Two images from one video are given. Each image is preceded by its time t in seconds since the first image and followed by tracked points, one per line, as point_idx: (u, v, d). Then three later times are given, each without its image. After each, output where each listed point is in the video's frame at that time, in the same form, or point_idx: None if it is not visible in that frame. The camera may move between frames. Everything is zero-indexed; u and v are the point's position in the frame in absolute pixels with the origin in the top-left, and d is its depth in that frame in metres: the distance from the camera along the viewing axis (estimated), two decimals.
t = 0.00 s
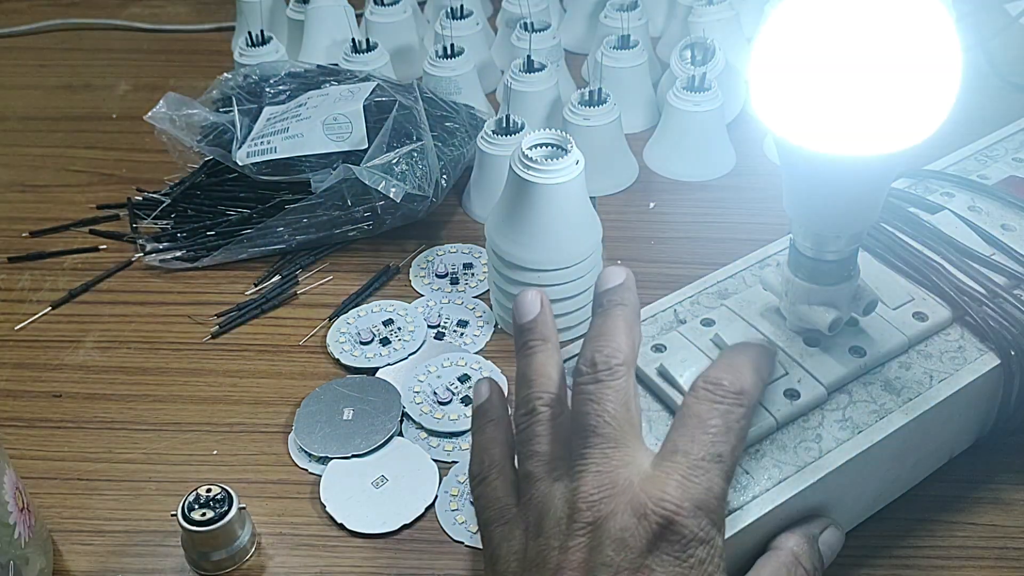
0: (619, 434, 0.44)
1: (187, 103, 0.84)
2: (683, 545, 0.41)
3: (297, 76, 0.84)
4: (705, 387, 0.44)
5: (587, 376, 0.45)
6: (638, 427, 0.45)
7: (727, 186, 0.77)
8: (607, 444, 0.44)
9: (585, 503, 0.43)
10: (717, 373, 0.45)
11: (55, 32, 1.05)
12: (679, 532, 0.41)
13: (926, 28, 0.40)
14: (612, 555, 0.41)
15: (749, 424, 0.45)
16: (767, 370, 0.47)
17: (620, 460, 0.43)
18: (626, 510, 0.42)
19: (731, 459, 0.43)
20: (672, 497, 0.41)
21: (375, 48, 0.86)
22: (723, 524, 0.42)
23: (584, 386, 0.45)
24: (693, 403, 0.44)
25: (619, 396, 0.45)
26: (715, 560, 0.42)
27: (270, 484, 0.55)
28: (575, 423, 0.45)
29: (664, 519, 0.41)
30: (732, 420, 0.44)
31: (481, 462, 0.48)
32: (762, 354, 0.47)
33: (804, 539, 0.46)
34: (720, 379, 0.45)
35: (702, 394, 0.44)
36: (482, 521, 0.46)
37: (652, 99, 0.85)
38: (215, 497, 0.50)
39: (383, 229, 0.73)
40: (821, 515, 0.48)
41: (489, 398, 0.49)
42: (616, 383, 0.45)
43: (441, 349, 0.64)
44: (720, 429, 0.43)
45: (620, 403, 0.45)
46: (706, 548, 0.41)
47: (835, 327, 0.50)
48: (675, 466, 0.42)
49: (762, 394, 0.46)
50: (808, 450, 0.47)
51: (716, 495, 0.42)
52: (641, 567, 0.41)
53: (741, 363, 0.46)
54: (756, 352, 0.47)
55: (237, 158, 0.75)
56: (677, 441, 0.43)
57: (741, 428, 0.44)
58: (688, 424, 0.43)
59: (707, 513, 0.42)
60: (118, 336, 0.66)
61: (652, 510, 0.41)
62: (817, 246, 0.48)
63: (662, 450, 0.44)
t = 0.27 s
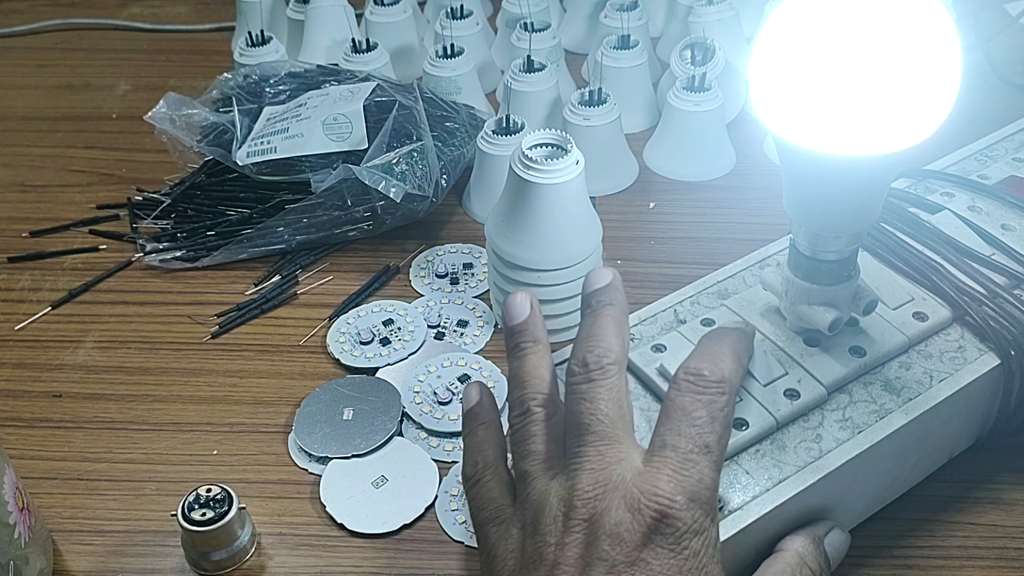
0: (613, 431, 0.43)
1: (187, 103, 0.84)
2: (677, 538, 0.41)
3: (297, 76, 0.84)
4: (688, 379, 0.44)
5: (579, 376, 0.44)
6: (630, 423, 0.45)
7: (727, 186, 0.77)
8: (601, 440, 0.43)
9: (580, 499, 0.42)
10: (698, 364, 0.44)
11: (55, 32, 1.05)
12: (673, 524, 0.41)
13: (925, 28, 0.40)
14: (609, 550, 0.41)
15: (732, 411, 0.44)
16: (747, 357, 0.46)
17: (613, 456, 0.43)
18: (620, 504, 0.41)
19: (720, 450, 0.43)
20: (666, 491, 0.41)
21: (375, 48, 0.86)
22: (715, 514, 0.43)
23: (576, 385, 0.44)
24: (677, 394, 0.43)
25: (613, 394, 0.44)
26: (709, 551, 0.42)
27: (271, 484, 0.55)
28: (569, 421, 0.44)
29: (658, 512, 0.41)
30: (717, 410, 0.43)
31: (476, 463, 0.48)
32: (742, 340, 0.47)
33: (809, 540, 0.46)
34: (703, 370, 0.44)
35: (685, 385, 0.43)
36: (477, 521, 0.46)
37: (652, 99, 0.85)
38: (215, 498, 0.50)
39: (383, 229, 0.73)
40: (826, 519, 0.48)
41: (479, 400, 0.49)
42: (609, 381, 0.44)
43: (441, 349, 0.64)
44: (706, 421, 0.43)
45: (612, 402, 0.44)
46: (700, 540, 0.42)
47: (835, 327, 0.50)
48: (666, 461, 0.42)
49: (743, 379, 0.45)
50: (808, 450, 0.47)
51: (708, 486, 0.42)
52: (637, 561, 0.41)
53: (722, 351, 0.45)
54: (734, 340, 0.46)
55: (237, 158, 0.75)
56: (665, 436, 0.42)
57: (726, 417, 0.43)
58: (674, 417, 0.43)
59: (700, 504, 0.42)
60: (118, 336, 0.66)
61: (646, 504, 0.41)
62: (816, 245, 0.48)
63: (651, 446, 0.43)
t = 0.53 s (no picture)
0: (613, 429, 0.43)
1: (186, 103, 0.84)
2: (675, 532, 0.41)
3: (297, 76, 0.84)
4: (688, 376, 0.44)
5: (583, 377, 0.45)
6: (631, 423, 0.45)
7: (727, 186, 0.77)
8: (600, 437, 0.43)
9: (578, 492, 0.42)
10: (698, 362, 0.44)
11: (55, 32, 1.05)
12: (671, 518, 0.40)
13: (925, 29, 0.40)
14: (606, 544, 0.40)
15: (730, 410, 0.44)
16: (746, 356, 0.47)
17: (613, 452, 0.42)
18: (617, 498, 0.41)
19: (718, 446, 0.43)
20: (664, 485, 0.41)
21: (375, 48, 0.86)
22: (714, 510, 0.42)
23: (580, 385, 0.45)
24: (677, 391, 0.43)
25: (614, 394, 0.44)
26: (707, 546, 0.41)
27: (271, 484, 0.55)
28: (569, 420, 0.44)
29: (656, 506, 0.40)
30: (716, 407, 0.43)
31: (477, 464, 0.47)
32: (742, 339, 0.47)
33: (811, 535, 0.46)
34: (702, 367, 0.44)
35: (684, 383, 0.44)
36: (477, 519, 0.46)
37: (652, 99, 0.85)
38: (215, 497, 0.50)
39: (383, 229, 0.73)
40: (827, 514, 0.48)
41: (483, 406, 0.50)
42: (612, 382, 0.44)
43: (441, 349, 0.64)
44: (704, 418, 0.43)
45: (614, 401, 0.44)
46: (697, 535, 0.41)
47: (835, 327, 0.50)
48: (664, 457, 0.42)
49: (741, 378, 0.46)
50: (808, 450, 0.47)
51: (705, 481, 0.41)
52: (634, 555, 0.40)
53: (722, 349, 0.45)
54: (734, 337, 0.47)
55: (237, 158, 0.75)
56: (663, 432, 0.42)
57: (725, 414, 0.43)
58: (672, 413, 0.43)
59: (697, 498, 0.41)
60: (118, 336, 0.66)
61: (644, 498, 0.41)
62: (816, 245, 0.48)
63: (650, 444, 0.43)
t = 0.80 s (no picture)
0: (581, 373, 0.41)
1: (186, 103, 0.84)
2: (650, 467, 0.39)
3: (297, 76, 0.84)
4: (649, 324, 0.43)
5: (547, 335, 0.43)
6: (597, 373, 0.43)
7: (727, 186, 0.77)
8: (570, 378, 0.41)
9: (550, 427, 0.39)
10: (656, 311, 0.43)
11: (55, 32, 1.05)
12: (647, 454, 0.39)
13: (924, 29, 0.40)
14: (581, 476, 0.38)
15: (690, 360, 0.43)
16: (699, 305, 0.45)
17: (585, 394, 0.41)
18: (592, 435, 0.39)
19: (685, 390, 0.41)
20: (637, 423, 0.39)
21: (375, 48, 0.86)
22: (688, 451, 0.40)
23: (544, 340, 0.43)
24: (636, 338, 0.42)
25: (579, 344, 0.42)
26: (681, 485, 0.39)
27: (271, 484, 0.55)
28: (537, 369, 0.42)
29: (631, 441, 0.39)
30: (679, 354, 0.42)
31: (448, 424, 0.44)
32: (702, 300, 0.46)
33: (794, 533, 0.46)
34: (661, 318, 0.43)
35: (643, 331, 0.43)
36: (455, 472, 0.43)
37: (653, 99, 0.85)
38: (215, 498, 0.50)
39: (383, 229, 0.73)
40: (810, 526, 0.48)
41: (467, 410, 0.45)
42: (576, 335, 0.42)
43: (441, 349, 0.64)
44: (669, 362, 0.41)
45: (580, 350, 0.42)
46: (671, 469, 0.39)
47: (835, 327, 0.50)
48: (636, 399, 0.40)
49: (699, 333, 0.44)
50: (807, 450, 0.47)
51: (677, 421, 0.40)
52: (611, 489, 0.38)
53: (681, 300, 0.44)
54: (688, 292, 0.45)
55: (237, 158, 0.76)
56: (631, 376, 0.41)
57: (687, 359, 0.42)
58: (641, 359, 0.41)
59: (671, 437, 0.39)
60: (118, 336, 0.66)
61: (621, 433, 0.39)
62: (814, 244, 0.48)
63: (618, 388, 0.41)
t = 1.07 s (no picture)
0: (547, 394, 0.41)
1: (186, 103, 0.84)
2: (613, 500, 0.39)
3: (297, 76, 0.84)
4: (621, 334, 0.43)
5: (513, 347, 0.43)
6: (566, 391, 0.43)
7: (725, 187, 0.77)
8: (536, 400, 0.41)
9: (514, 456, 0.39)
10: (630, 323, 0.44)
11: (55, 32, 1.05)
12: (610, 486, 0.39)
13: (919, 31, 0.39)
14: (543, 509, 0.38)
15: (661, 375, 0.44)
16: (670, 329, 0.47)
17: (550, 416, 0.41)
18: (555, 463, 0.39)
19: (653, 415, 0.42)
20: (602, 454, 0.39)
21: (375, 48, 0.86)
22: (655, 482, 0.40)
23: (510, 357, 0.43)
24: (605, 352, 0.43)
25: (545, 360, 0.43)
26: (647, 519, 0.39)
27: (271, 484, 0.56)
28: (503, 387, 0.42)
29: (594, 473, 0.39)
30: (649, 373, 0.42)
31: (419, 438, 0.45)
32: (668, 318, 0.47)
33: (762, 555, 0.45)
34: (633, 328, 0.44)
35: (614, 342, 0.43)
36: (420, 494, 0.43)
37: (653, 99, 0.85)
38: (215, 497, 0.50)
39: (383, 229, 0.73)
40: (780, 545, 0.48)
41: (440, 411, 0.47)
42: (541, 350, 0.43)
43: (441, 349, 0.64)
44: (637, 382, 0.42)
45: (546, 367, 0.42)
46: (636, 503, 0.39)
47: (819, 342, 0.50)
48: (601, 425, 0.40)
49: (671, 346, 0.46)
50: (784, 470, 0.47)
51: (643, 452, 0.40)
52: (573, 522, 0.38)
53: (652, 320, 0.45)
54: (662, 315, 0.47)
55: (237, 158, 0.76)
56: (598, 399, 0.41)
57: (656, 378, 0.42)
58: (609, 379, 0.42)
59: (637, 469, 0.40)
60: (118, 336, 0.66)
61: (584, 465, 0.39)
62: (803, 258, 0.48)
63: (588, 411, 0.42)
